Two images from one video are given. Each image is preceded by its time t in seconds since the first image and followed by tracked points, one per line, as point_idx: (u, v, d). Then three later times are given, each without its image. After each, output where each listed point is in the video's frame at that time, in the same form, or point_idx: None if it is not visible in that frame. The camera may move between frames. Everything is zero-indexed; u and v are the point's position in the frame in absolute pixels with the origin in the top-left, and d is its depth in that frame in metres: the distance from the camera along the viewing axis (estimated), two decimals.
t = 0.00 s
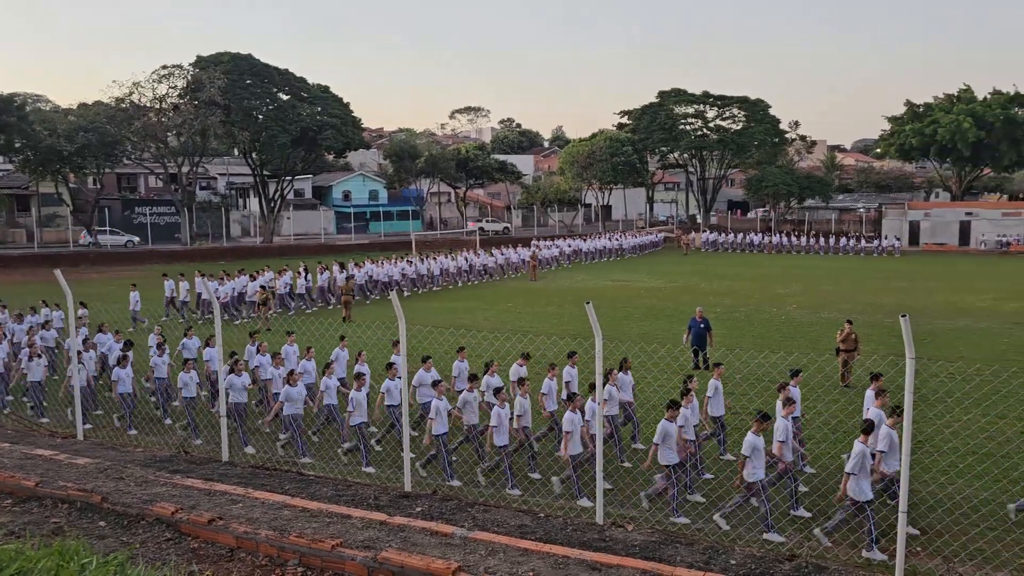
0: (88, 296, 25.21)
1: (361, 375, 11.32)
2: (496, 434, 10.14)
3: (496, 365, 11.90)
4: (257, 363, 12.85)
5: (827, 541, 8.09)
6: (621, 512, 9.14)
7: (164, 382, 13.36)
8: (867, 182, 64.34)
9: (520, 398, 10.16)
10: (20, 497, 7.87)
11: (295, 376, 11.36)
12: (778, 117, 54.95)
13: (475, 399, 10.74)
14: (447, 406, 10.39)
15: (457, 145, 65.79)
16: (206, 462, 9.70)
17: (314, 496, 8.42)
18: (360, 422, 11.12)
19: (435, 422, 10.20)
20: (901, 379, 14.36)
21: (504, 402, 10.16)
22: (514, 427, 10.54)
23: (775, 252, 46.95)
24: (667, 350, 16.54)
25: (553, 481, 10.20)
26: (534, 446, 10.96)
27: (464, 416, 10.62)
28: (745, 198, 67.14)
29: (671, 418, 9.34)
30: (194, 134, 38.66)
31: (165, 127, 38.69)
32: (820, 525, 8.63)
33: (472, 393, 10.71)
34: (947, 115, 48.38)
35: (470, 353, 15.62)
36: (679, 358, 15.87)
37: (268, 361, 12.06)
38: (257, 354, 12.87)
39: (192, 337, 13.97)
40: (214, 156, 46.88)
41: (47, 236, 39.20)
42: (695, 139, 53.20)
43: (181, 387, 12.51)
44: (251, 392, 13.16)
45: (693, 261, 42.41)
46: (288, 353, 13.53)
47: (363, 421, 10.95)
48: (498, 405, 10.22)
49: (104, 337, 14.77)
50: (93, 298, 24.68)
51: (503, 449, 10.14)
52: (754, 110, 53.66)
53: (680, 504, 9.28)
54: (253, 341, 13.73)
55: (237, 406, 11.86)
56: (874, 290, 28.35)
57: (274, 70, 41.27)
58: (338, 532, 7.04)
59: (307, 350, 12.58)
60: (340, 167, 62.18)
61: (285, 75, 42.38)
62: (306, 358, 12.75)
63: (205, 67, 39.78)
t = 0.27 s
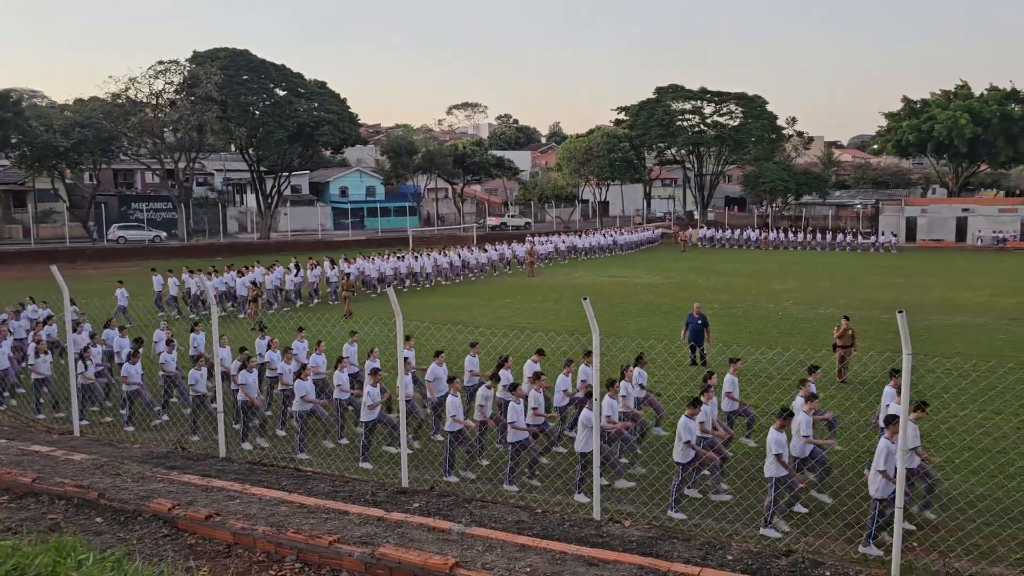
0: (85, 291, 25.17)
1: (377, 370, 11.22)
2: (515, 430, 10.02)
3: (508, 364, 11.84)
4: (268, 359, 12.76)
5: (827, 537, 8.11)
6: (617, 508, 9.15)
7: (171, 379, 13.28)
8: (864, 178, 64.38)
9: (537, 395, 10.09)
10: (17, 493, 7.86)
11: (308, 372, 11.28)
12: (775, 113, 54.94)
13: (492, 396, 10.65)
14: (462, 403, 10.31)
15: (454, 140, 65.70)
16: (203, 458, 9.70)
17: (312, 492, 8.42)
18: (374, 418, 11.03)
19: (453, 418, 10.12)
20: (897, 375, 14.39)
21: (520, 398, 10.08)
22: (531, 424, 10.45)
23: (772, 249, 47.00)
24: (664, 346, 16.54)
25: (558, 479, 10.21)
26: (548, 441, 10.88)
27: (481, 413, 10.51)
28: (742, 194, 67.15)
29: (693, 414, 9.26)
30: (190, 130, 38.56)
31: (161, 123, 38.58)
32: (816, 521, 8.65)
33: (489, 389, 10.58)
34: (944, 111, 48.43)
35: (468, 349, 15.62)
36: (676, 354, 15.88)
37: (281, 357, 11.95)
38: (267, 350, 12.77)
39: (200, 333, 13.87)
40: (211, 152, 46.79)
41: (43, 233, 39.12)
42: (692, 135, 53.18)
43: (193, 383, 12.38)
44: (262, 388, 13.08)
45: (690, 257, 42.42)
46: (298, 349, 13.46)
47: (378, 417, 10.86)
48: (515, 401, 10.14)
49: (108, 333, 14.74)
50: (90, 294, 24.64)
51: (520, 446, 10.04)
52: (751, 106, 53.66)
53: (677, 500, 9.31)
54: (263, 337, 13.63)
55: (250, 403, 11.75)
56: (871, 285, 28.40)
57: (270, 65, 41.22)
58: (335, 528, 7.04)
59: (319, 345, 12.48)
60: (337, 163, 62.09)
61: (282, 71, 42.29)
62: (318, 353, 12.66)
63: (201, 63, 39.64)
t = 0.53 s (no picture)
0: (81, 288, 25.10)
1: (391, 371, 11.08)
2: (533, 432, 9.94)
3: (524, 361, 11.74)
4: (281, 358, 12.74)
5: (829, 533, 8.13)
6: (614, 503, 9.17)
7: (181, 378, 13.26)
8: (861, 174, 64.42)
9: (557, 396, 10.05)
10: (13, 490, 7.84)
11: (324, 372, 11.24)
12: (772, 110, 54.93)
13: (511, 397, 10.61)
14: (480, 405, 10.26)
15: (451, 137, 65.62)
16: (200, 455, 9.69)
17: (309, 488, 8.42)
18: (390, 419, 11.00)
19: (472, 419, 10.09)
20: (893, 371, 14.42)
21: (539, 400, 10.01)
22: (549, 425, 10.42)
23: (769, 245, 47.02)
24: (661, 342, 16.55)
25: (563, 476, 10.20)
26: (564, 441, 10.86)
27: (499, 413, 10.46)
28: (739, 190, 67.18)
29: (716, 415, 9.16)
30: (187, 126, 38.44)
31: (158, 119, 38.48)
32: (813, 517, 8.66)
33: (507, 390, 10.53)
34: (941, 108, 48.48)
35: (466, 345, 15.61)
36: (673, 351, 15.88)
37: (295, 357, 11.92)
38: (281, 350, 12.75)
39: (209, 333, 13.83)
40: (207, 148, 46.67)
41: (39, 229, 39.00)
42: (689, 132, 53.16)
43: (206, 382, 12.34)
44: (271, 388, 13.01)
45: (687, 254, 42.44)
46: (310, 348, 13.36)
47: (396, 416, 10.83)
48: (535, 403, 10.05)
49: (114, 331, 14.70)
50: (86, 290, 24.59)
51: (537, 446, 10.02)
52: (748, 103, 53.66)
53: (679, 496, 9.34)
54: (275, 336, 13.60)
55: (265, 403, 11.71)
56: (867, 282, 28.44)
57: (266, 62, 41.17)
58: (332, 524, 7.04)
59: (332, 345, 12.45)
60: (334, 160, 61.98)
61: (278, 67, 42.25)
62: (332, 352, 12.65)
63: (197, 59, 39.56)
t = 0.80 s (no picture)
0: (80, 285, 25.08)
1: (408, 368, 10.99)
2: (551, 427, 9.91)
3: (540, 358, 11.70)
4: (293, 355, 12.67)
5: (832, 531, 8.11)
6: (614, 500, 9.18)
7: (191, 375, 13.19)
8: (860, 171, 64.39)
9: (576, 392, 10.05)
10: (11, 487, 7.83)
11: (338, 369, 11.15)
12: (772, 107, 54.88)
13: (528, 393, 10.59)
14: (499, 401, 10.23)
15: (450, 133, 65.52)
16: (199, 452, 9.68)
17: (308, 485, 8.42)
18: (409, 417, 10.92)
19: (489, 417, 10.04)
20: (893, 367, 14.41)
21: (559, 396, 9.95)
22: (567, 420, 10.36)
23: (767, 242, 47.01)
24: (660, 339, 16.54)
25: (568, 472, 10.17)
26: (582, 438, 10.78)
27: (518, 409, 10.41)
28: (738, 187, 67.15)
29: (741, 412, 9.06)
30: (185, 123, 38.36)
31: (156, 116, 38.41)
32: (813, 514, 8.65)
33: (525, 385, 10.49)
34: (940, 105, 48.47)
35: (466, 342, 15.58)
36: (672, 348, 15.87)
37: (309, 353, 11.82)
38: (294, 346, 12.67)
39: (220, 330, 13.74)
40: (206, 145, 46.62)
41: (37, 226, 38.95)
42: (688, 128, 53.10)
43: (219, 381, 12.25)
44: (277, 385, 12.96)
45: (686, 251, 42.41)
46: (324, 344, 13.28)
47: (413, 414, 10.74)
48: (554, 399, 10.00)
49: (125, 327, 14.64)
50: (84, 287, 24.55)
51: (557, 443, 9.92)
52: (747, 99, 53.61)
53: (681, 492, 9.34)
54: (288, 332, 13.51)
55: (278, 400, 11.62)
56: (866, 279, 28.44)
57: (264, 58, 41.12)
58: (332, 521, 7.04)
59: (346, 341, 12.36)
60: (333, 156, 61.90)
61: (277, 63, 42.21)
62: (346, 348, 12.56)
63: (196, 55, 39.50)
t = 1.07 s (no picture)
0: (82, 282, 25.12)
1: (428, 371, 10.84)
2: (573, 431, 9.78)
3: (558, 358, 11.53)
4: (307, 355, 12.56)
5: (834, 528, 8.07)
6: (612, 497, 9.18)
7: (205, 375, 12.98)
8: (861, 169, 64.31)
9: (599, 395, 9.92)
10: (12, 484, 7.85)
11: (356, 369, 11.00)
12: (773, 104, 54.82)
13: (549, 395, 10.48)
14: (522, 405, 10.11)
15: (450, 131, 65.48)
16: (200, 449, 9.69)
17: (309, 482, 8.43)
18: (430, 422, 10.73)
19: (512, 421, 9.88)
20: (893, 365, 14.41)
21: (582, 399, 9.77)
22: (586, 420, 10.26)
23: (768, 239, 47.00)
24: (661, 337, 16.53)
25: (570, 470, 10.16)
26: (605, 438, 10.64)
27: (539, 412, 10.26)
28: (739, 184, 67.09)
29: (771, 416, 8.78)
30: (186, 120, 38.33)
31: (157, 113, 38.42)
32: (813, 512, 8.66)
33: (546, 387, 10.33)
34: (942, 102, 48.41)
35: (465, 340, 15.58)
36: (672, 345, 15.87)
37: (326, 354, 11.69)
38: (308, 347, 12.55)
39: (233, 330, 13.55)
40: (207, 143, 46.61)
41: (39, 224, 38.97)
42: (689, 126, 53.05)
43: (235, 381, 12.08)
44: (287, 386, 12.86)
45: (686, 248, 42.39)
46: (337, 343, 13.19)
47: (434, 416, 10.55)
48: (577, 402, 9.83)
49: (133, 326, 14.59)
50: (84, 285, 24.56)
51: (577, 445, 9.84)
52: (748, 97, 53.57)
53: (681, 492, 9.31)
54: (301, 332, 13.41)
55: (296, 401, 11.51)
56: (867, 276, 28.42)
57: (265, 55, 41.13)
58: (332, 518, 7.05)
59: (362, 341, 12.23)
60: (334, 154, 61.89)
61: (278, 61, 42.22)
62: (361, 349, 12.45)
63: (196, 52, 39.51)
